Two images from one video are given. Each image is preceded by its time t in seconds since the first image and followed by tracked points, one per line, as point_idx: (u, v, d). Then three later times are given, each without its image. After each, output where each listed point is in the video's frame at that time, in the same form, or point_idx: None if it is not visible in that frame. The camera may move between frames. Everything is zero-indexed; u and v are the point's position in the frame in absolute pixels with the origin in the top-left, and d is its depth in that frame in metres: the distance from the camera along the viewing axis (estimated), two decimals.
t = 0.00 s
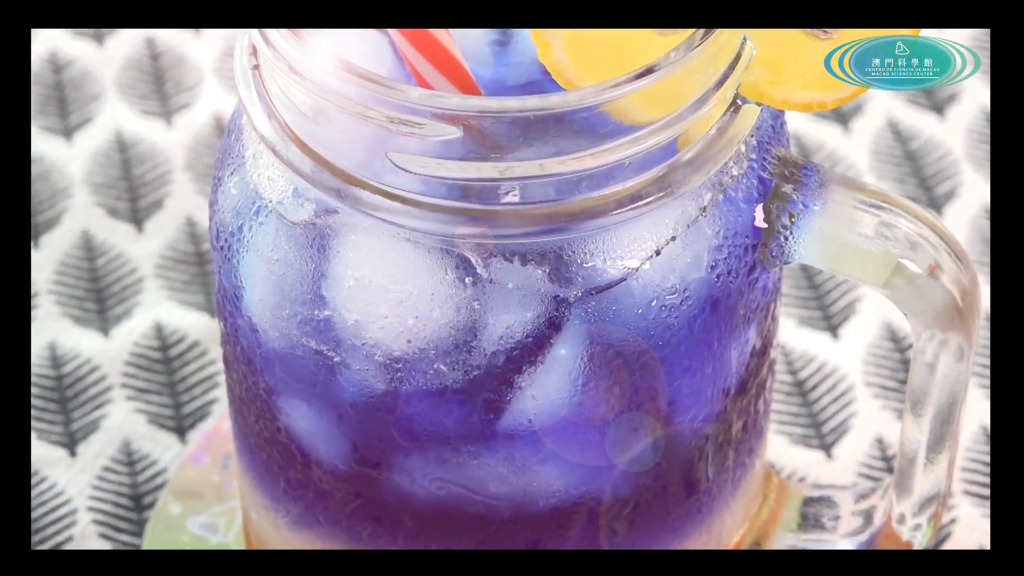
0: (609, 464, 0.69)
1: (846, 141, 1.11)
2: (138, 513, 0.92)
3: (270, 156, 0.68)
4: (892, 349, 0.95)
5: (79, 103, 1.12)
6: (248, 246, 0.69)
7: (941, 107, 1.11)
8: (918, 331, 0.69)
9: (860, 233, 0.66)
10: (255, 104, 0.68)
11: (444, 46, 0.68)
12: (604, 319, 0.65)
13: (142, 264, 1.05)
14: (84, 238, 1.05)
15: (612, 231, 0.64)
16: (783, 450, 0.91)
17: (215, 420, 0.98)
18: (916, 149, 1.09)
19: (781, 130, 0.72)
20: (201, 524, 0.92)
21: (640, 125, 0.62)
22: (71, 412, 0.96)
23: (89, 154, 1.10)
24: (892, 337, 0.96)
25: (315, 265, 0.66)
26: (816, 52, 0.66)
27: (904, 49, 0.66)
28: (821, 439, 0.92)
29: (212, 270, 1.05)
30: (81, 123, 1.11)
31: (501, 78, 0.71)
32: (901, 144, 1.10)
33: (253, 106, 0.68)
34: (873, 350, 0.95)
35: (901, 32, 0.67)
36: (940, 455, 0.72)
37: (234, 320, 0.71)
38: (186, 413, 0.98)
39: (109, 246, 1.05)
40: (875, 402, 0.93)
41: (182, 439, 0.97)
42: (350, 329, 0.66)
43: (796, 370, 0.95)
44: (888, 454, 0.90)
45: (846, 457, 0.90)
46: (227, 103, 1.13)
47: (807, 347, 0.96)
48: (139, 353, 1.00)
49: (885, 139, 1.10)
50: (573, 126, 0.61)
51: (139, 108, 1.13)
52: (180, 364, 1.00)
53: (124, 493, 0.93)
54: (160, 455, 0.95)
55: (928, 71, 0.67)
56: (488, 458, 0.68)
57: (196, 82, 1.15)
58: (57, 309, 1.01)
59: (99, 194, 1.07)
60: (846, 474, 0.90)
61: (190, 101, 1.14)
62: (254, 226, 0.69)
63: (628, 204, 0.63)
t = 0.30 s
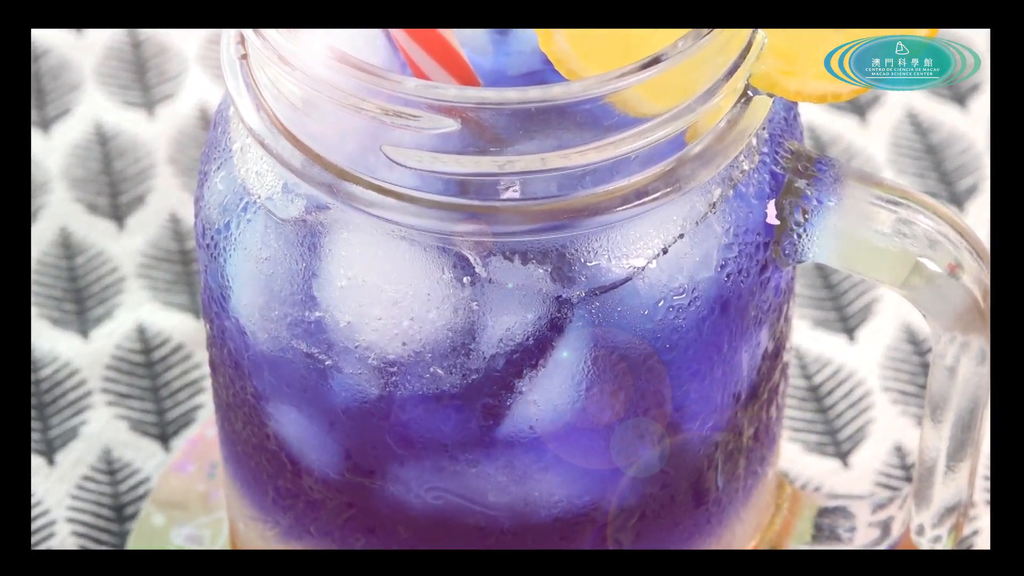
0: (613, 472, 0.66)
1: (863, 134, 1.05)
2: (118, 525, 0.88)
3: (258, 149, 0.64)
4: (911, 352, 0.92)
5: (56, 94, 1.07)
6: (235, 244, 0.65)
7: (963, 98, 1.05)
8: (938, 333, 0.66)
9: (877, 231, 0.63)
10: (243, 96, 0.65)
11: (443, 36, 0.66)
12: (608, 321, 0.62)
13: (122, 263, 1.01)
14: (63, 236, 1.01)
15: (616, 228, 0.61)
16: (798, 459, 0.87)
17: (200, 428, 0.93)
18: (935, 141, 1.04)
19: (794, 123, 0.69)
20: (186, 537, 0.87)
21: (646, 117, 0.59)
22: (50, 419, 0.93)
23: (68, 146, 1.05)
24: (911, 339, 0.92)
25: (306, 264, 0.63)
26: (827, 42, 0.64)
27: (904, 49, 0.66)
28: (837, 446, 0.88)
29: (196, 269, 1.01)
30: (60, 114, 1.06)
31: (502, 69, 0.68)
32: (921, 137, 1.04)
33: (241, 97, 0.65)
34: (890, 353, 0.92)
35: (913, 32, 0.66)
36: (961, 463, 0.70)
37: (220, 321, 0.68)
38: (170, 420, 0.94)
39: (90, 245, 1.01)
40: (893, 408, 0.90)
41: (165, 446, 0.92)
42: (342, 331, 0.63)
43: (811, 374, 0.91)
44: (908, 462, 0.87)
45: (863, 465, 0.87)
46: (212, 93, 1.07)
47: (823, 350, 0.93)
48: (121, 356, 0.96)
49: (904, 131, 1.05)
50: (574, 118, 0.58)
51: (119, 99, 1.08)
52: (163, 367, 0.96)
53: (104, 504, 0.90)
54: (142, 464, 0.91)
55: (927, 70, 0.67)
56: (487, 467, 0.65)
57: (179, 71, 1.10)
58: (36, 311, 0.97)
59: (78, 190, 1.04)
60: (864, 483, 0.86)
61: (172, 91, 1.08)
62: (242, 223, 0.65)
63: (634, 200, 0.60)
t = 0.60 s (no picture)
0: (616, 480, 0.63)
1: (882, 126, 0.99)
2: (98, 538, 0.85)
3: (244, 143, 0.61)
4: (931, 356, 0.88)
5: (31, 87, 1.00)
6: (221, 242, 0.62)
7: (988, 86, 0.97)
8: (959, 336, 0.64)
9: (895, 228, 0.60)
10: (230, 87, 0.62)
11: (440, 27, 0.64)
12: (613, 324, 0.59)
13: (101, 262, 0.96)
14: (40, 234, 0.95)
15: (621, 225, 0.58)
16: (813, 468, 0.83)
17: (183, 435, 0.89)
18: (958, 132, 0.97)
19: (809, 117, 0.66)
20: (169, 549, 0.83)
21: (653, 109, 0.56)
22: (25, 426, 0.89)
23: (45, 140, 0.99)
24: (932, 342, 0.88)
25: (295, 263, 0.60)
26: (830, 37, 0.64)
27: (904, 49, 0.64)
28: (854, 455, 0.85)
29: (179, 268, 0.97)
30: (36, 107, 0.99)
31: (501, 58, 0.65)
32: (942, 129, 0.98)
33: (228, 89, 0.62)
34: (909, 357, 0.88)
35: (921, 32, 0.65)
36: (983, 472, 0.67)
37: (206, 323, 0.65)
38: (152, 428, 0.90)
39: (68, 242, 0.96)
40: (912, 415, 0.86)
41: (147, 455, 0.89)
42: (334, 333, 0.60)
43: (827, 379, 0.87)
44: (927, 473, 0.83)
45: (881, 475, 0.84)
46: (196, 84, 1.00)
47: (840, 353, 0.88)
48: (100, 361, 0.91)
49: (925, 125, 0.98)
50: (576, 110, 0.56)
51: (99, 90, 1.01)
52: (144, 372, 0.92)
53: (82, 515, 0.86)
54: (122, 473, 0.88)
55: (928, 70, 0.65)
56: (485, 475, 0.62)
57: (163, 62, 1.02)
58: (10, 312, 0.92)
59: (55, 185, 0.97)
60: (883, 493, 0.83)
61: (154, 82, 1.02)
62: (228, 219, 0.62)
63: (639, 196, 0.57)
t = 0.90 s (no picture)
0: (621, 490, 0.60)
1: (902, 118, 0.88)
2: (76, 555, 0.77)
3: (232, 135, 0.58)
4: (953, 359, 0.83)
5: None
6: (208, 240, 0.59)
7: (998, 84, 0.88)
8: (982, 338, 0.61)
9: (915, 226, 0.58)
10: (217, 78, 0.59)
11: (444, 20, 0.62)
12: (618, 327, 0.57)
13: (80, 261, 0.88)
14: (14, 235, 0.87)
15: (627, 222, 0.56)
16: (830, 477, 0.79)
17: (166, 444, 0.82)
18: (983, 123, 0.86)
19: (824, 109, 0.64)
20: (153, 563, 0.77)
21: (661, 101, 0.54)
22: None
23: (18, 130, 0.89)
24: (955, 346, 0.83)
25: (285, 262, 0.57)
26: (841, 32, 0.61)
27: (904, 49, 0.61)
28: (872, 463, 0.80)
29: (161, 267, 0.89)
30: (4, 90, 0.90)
31: (500, 47, 0.61)
32: (965, 120, 0.87)
33: (215, 80, 0.59)
34: (931, 361, 0.83)
35: (925, 33, 0.62)
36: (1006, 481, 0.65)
37: (191, 325, 0.62)
38: (134, 435, 0.82)
39: (44, 241, 0.88)
40: (934, 423, 0.81)
41: (129, 464, 0.81)
42: (325, 336, 0.57)
43: (843, 384, 0.82)
44: (950, 486, 0.79)
45: (901, 486, 0.79)
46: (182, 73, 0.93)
47: (858, 359, 0.83)
48: (78, 365, 0.83)
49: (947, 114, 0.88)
50: (580, 102, 0.54)
51: (77, 79, 0.93)
52: (125, 376, 0.84)
53: (60, 529, 0.78)
54: (102, 483, 0.80)
55: (929, 71, 0.61)
56: (484, 486, 0.59)
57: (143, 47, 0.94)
58: None
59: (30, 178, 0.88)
60: (903, 504, 0.79)
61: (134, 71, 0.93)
62: (215, 216, 0.59)
63: (646, 191, 0.54)
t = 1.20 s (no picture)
0: (625, 501, 0.58)
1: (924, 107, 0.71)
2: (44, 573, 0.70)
3: (215, 128, 0.56)
4: (976, 362, 0.73)
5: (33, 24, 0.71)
6: (191, 238, 0.57)
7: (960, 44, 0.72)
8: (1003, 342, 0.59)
9: (935, 223, 0.55)
10: (200, 67, 0.56)
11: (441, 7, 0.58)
12: (623, 330, 0.54)
13: (53, 259, 0.72)
14: None
15: (631, 219, 0.53)
16: (841, 486, 0.72)
17: (146, 452, 0.72)
18: None
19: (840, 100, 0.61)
20: None
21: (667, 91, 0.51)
22: None
23: None
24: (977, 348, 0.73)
25: (272, 260, 0.54)
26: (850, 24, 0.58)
27: (904, 49, 0.58)
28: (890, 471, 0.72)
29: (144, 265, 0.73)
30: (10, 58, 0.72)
31: (497, 35, 0.58)
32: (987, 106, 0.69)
33: (199, 70, 0.56)
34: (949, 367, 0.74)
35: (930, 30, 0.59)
36: None
37: (174, 327, 0.59)
38: (112, 443, 0.72)
39: None
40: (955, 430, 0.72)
41: (107, 474, 0.73)
42: (315, 338, 0.54)
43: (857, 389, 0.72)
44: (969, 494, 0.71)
45: (919, 496, 0.72)
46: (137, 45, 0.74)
47: (874, 363, 0.74)
48: (52, 368, 0.71)
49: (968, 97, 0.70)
50: (584, 94, 0.52)
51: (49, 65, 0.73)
52: (103, 381, 0.72)
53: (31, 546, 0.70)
54: (79, 494, 0.72)
55: (930, 71, 0.59)
56: (480, 495, 0.57)
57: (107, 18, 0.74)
58: None
59: None
60: (922, 515, 0.72)
61: (114, 56, 0.75)
62: (198, 212, 0.56)
63: (652, 186, 0.52)
